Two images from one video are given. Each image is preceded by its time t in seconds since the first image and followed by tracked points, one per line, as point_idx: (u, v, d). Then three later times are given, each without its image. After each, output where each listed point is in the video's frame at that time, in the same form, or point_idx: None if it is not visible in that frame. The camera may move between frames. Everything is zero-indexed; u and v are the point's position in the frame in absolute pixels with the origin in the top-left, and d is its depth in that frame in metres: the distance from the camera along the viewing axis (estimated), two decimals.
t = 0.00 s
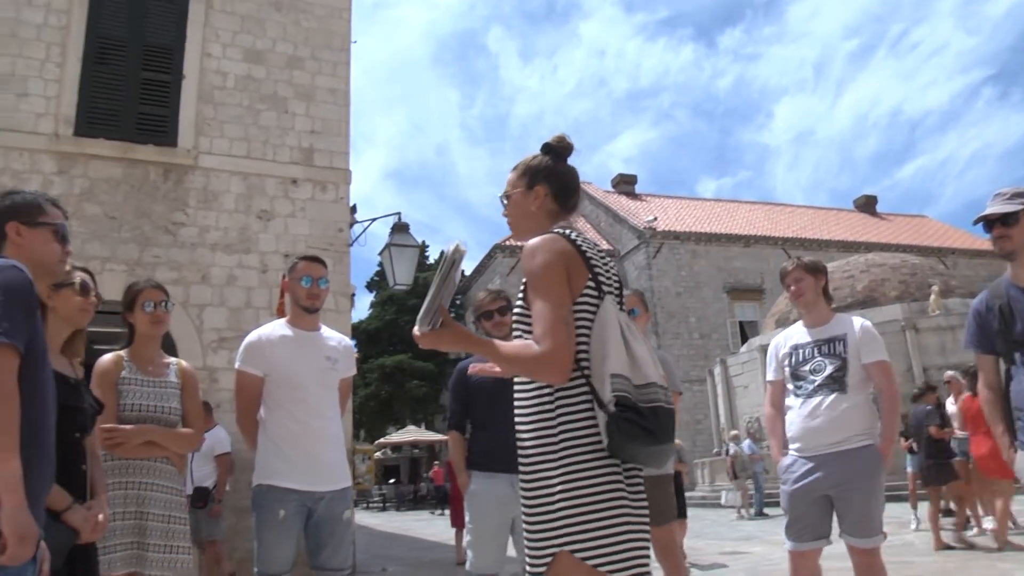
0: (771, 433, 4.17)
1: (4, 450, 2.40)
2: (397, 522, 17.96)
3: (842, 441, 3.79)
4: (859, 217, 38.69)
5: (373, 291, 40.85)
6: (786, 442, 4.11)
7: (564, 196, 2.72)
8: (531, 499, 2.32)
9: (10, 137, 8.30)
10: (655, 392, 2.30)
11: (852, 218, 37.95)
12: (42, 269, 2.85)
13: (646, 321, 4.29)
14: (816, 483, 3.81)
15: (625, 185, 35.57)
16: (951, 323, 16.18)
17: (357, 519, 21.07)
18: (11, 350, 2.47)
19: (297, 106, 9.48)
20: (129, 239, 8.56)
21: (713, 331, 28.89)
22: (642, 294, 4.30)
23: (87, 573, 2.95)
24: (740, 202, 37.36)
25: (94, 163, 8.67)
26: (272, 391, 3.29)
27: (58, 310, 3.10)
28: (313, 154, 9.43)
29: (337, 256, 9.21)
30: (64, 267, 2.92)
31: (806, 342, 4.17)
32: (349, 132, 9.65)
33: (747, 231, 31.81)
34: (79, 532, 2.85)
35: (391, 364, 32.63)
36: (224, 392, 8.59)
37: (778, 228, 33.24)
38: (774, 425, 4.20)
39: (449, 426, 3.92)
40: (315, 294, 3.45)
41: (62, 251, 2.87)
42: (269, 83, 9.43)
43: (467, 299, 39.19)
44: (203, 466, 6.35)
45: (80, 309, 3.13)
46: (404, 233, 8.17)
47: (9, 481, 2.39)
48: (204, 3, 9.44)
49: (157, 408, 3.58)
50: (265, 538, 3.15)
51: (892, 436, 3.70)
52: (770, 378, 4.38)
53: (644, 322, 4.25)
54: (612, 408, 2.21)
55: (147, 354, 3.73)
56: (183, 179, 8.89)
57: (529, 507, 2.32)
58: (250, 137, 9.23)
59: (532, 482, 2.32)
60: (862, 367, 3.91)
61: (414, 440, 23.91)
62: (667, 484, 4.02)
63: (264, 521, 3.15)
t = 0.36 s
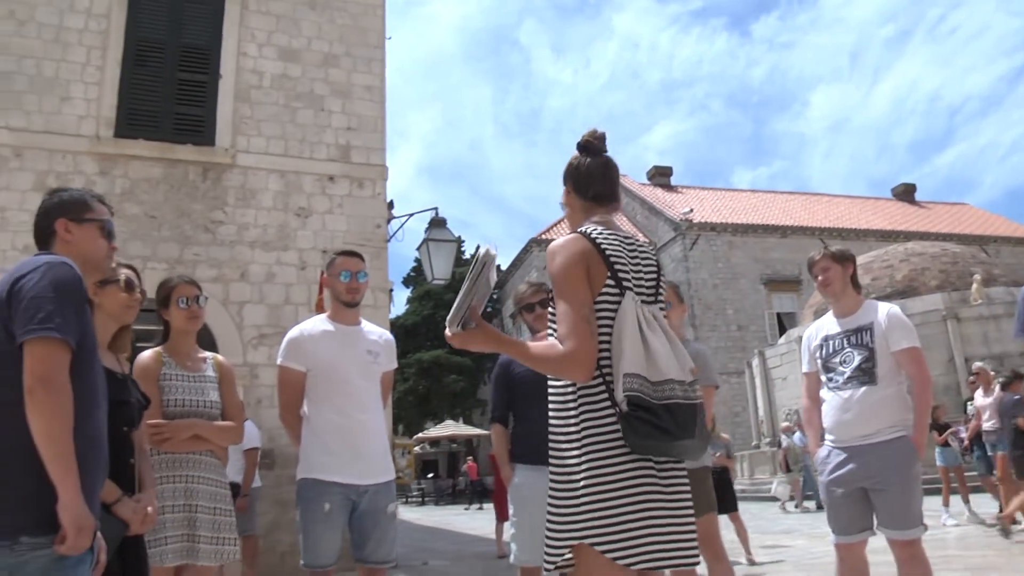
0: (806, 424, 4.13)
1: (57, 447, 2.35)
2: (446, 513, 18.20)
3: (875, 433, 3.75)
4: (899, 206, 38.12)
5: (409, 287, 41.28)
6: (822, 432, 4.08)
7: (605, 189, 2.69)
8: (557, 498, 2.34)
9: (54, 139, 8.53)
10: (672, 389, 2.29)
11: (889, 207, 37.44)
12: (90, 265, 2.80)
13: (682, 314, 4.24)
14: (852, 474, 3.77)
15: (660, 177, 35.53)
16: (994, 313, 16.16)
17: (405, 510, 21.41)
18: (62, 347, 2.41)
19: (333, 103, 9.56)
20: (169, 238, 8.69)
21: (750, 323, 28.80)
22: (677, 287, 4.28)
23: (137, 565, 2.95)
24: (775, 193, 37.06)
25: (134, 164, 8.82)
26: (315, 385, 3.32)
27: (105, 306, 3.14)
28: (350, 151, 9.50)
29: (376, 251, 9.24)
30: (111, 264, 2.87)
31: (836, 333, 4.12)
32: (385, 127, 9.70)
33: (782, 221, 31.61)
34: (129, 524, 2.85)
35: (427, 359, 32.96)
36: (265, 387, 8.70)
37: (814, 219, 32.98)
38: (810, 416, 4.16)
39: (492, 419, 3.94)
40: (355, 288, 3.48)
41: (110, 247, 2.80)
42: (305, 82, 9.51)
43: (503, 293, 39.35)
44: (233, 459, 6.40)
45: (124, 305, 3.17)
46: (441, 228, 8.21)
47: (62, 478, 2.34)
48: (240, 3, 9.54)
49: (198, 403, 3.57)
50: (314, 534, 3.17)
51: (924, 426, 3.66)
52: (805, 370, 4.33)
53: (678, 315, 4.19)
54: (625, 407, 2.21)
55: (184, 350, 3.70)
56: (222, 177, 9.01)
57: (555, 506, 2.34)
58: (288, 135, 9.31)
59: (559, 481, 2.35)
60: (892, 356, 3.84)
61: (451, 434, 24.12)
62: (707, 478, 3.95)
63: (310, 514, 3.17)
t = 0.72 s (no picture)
0: (833, 418, 4.05)
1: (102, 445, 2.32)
2: (482, 509, 18.30)
3: (901, 429, 3.69)
4: (931, 195, 37.59)
5: (439, 285, 41.44)
6: (848, 426, 4.00)
7: (628, 179, 2.66)
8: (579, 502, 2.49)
9: (89, 143, 8.69)
10: (629, 395, 2.25)
11: (922, 197, 36.96)
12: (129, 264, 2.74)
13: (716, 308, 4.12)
14: (879, 469, 3.72)
15: (689, 170, 35.37)
16: None
17: (443, 506, 21.55)
18: (104, 347, 2.38)
19: (362, 102, 9.61)
20: (201, 239, 8.79)
21: (782, 317, 28.71)
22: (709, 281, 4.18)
23: (181, 563, 2.94)
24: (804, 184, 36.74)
25: (166, 167, 8.94)
26: (352, 380, 3.34)
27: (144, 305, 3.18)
28: (380, 149, 9.55)
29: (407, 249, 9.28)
30: (151, 264, 2.82)
31: (862, 326, 4.01)
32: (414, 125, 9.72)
33: (811, 213, 31.37)
34: (172, 520, 2.84)
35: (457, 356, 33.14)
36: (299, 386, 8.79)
37: (845, 210, 32.68)
38: (836, 410, 4.08)
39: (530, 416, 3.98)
40: (389, 286, 3.48)
41: (148, 247, 2.73)
42: (333, 82, 9.57)
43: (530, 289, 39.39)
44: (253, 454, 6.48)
45: (162, 305, 3.18)
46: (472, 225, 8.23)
47: (107, 476, 2.31)
48: (268, 5, 9.62)
49: (233, 400, 3.61)
50: (352, 530, 3.19)
51: (952, 421, 3.56)
52: (831, 363, 4.24)
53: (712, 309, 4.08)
54: (589, 416, 2.34)
55: (218, 348, 3.73)
56: (253, 178, 9.10)
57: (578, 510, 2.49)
58: (317, 135, 9.38)
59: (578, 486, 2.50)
60: (918, 350, 3.73)
61: (483, 431, 24.22)
62: (742, 471, 3.93)
63: (347, 511, 3.19)
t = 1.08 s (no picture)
0: (860, 415, 4.02)
1: (141, 443, 2.30)
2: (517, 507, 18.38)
3: (929, 426, 3.64)
4: (962, 188, 37.05)
5: (465, 284, 41.64)
6: (875, 423, 3.97)
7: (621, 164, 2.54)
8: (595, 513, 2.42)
9: (121, 148, 8.82)
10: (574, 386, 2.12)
11: (952, 189, 36.44)
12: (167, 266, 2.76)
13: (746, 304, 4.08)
14: (907, 467, 3.67)
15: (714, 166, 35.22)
16: None
17: (476, 504, 21.69)
18: (142, 348, 2.36)
19: (389, 102, 9.65)
20: (231, 241, 8.88)
21: (811, 312, 28.57)
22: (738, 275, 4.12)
23: (220, 561, 2.97)
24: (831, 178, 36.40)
25: (196, 169, 9.04)
26: (386, 379, 3.36)
27: (181, 307, 3.23)
28: (407, 149, 9.59)
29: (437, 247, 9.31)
30: (189, 264, 2.85)
31: (889, 321, 3.95)
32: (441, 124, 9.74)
33: (841, 207, 31.11)
34: (212, 518, 2.87)
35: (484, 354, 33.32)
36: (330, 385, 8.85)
37: (873, 204, 32.34)
38: (862, 407, 4.04)
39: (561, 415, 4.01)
40: (423, 284, 3.49)
41: (185, 248, 2.76)
42: (361, 82, 9.63)
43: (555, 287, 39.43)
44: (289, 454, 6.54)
45: (199, 306, 3.24)
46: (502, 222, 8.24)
47: (147, 474, 2.30)
48: (295, 8, 9.70)
49: (270, 399, 3.64)
50: (385, 528, 3.21)
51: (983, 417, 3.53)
52: (857, 360, 4.19)
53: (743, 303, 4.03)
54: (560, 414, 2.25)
55: (254, 347, 3.77)
56: (282, 180, 9.18)
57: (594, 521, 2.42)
58: (345, 135, 9.44)
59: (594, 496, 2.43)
60: (947, 346, 3.68)
61: (511, 429, 24.34)
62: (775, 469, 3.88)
63: (381, 509, 3.21)
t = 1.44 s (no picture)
0: (880, 408, 3.99)
1: (167, 439, 2.31)
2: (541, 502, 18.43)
3: (954, 417, 3.61)
4: (982, 178, 36.68)
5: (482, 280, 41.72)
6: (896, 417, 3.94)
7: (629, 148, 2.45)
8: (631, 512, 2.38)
9: (140, 149, 8.89)
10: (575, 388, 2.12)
11: (972, 179, 36.08)
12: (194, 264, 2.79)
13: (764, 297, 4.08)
14: (932, 459, 3.64)
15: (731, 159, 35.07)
16: None
17: (500, 499, 21.81)
18: (170, 345, 2.38)
19: (406, 100, 9.67)
20: (251, 240, 8.93)
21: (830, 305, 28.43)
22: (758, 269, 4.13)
23: (247, 558, 2.99)
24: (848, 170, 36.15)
25: (215, 170, 9.10)
26: (408, 373, 3.39)
27: (208, 307, 3.27)
28: (425, 146, 9.60)
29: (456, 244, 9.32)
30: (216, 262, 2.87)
31: (910, 313, 3.93)
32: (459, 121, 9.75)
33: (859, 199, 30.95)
34: (240, 515, 2.90)
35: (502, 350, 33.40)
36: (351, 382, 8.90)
37: (891, 195, 32.10)
38: (882, 400, 4.01)
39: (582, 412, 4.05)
40: (450, 279, 3.54)
41: (212, 246, 2.78)
42: (378, 80, 9.65)
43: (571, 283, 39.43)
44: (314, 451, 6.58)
45: (226, 305, 3.27)
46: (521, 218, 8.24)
47: (173, 471, 2.30)
48: (311, 8, 9.74)
49: (294, 396, 3.66)
50: (410, 523, 3.22)
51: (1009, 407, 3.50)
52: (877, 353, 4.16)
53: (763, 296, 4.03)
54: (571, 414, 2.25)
55: (277, 345, 3.79)
56: (300, 179, 9.22)
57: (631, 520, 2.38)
58: (362, 133, 9.48)
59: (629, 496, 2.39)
60: (970, 336, 3.67)
61: (530, 425, 24.40)
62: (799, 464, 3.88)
63: (406, 504, 3.23)
